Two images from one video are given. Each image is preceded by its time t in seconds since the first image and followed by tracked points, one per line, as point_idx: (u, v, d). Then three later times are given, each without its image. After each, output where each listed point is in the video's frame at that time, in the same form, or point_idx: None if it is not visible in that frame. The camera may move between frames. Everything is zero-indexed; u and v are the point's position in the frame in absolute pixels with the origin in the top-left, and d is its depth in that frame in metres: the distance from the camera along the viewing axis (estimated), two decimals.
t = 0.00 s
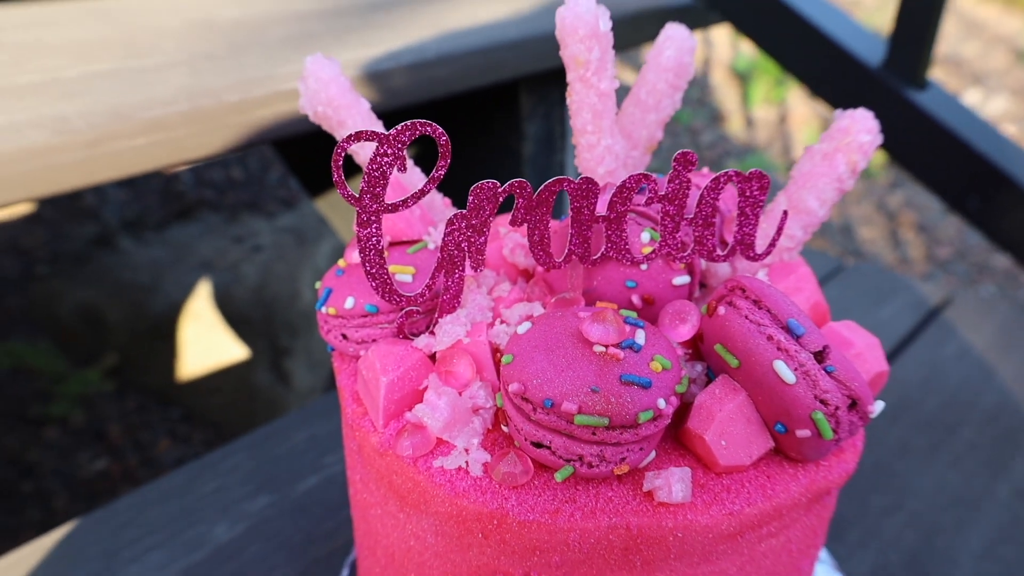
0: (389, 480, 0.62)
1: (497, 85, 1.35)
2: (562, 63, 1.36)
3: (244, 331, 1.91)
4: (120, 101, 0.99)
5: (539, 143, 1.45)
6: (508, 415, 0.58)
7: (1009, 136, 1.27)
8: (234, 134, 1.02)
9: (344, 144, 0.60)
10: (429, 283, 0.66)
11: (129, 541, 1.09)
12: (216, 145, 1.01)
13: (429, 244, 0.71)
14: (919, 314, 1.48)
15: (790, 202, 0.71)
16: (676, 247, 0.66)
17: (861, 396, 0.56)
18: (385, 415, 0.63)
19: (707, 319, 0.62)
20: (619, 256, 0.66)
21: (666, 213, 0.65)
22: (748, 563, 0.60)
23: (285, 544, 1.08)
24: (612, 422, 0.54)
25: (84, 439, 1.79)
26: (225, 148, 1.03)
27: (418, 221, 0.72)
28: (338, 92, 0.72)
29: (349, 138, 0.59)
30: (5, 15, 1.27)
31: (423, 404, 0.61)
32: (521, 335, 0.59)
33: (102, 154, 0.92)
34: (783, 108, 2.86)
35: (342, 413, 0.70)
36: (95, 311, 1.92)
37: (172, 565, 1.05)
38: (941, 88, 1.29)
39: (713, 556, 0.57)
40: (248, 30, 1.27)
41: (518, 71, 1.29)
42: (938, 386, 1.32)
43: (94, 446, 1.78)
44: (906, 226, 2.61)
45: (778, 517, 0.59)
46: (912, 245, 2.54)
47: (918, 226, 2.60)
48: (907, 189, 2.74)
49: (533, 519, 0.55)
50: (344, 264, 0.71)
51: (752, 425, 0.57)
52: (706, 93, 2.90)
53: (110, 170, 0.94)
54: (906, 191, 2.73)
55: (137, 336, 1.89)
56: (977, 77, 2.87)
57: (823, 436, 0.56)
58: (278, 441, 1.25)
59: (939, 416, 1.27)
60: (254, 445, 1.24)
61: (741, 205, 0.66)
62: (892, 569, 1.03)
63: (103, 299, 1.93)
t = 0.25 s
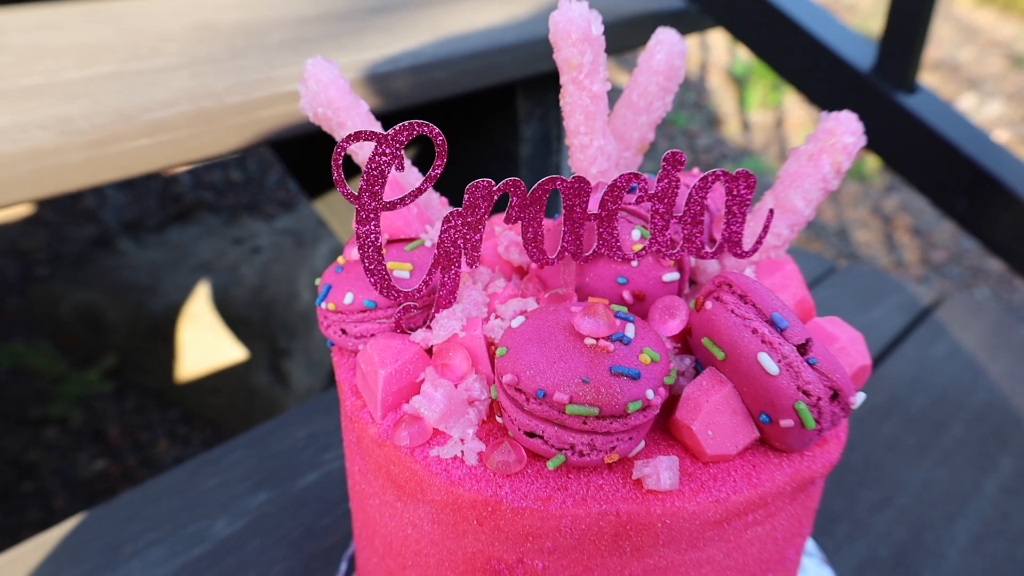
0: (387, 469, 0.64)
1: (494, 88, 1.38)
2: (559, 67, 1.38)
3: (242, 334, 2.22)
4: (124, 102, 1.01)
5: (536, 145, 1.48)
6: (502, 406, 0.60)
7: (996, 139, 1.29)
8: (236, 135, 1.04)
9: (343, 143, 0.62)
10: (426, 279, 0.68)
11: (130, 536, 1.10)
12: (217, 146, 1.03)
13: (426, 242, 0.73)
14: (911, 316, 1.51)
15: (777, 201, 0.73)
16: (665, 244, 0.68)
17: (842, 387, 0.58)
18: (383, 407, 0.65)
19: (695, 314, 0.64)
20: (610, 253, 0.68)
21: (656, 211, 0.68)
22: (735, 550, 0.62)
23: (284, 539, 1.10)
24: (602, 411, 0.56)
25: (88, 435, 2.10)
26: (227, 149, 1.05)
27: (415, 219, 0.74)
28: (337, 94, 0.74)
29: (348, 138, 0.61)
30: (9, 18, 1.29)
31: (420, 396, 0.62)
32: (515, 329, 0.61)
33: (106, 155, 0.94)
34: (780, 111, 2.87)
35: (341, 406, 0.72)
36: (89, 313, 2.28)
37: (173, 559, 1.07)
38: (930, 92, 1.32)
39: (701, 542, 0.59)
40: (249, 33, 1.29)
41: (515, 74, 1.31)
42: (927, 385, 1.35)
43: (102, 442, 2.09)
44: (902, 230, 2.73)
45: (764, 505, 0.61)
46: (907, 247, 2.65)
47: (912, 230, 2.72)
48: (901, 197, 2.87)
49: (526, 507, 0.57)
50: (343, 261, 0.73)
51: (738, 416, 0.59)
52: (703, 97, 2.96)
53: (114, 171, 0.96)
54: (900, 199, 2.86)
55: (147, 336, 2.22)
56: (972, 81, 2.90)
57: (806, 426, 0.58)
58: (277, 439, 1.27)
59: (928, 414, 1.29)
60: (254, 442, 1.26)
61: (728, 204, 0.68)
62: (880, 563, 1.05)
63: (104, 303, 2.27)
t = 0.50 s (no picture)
0: (389, 455, 0.66)
1: (493, 89, 1.40)
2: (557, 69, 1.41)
3: (242, 334, 2.29)
4: (130, 102, 1.03)
5: (534, 145, 1.50)
6: (501, 393, 0.62)
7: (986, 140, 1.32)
8: (240, 134, 1.06)
9: (348, 140, 0.64)
10: (427, 272, 0.70)
11: (134, 529, 1.12)
12: (220, 144, 1.06)
13: (428, 237, 0.75)
14: (903, 315, 1.53)
15: (768, 197, 0.75)
16: (659, 239, 0.70)
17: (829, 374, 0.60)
18: (386, 395, 0.67)
19: (688, 306, 0.66)
20: (606, 247, 0.70)
21: (651, 207, 0.70)
22: (726, 534, 0.64)
23: (286, 532, 1.11)
24: (597, 397, 0.58)
25: (88, 435, 2.13)
26: (231, 148, 1.07)
27: (416, 215, 0.77)
28: (341, 93, 0.76)
29: (353, 134, 0.63)
30: (15, 20, 1.31)
31: (422, 384, 0.65)
32: (514, 319, 0.63)
33: (112, 154, 0.96)
34: (776, 114, 2.89)
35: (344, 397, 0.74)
36: (88, 314, 2.33)
37: (177, 551, 1.09)
38: (921, 94, 1.34)
39: (693, 525, 0.61)
40: (252, 35, 1.31)
41: (514, 75, 1.34)
42: (919, 382, 1.37)
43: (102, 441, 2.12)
44: (899, 234, 2.76)
45: (754, 490, 0.63)
46: (904, 251, 2.68)
47: (908, 234, 2.76)
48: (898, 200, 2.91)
49: (524, 489, 0.59)
50: (347, 255, 0.75)
51: (729, 403, 0.61)
52: (700, 101, 2.99)
53: (120, 169, 0.97)
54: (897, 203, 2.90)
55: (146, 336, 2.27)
56: (966, 86, 2.93)
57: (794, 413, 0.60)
58: (278, 434, 1.29)
59: (919, 410, 1.32)
60: (256, 438, 1.28)
61: (720, 200, 0.71)
62: (872, 555, 1.07)
63: (104, 304, 2.32)
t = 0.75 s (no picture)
0: (400, 428, 0.68)
1: (496, 81, 1.43)
2: (559, 61, 1.43)
3: (244, 327, 2.34)
4: (143, 92, 1.05)
5: (536, 137, 1.52)
6: (508, 366, 0.64)
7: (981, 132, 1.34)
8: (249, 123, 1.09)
9: (360, 124, 0.66)
10: (436, 252, 0.73)
11: (145, 510, 1.14)
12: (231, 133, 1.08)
13: (435, 219, 0.77)
14: (899, 305, 1.55)
15: (766, 182, 0.78)
16: (660, 221, 0.73)
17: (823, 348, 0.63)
18: (396, 370, 0.69)
19: (688, 284, 0.69)
20: (609, 229, 0.73)
21: (652, 190, 0.72)
22: (724, 503, 0.66)
23: (294, 512, 1.14)
24: (601, 369, 0.60)
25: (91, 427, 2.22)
26: (241, 137, 1.09)
27: (424, 199, 0.79)
28: (352, 80, 0.79)
29: (365, 118, 0.66)
30: (26, 12, 1.33)
31: (431, 358, 0.67)
32: (520, 296, 0.66)
33: (126, 141, 0.98)
34: (776, 110, 2.91)
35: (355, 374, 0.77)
36: (89, 306, 2.37)
37: (188, 530, 1.11)
38: (918, 87, 1.37)
39: (692, 494, 0.64)
40: (259, 27, 1.33)
41: (517, 68, 1.36)
42: (914, 370, 1.40)
43: (107, 432, 2.20)
44: (898, 229, 2.79)
45: (751, 461, 0.65)
46: (903, 246, 2.71)
47: (907, 229, 2.78)
48: (897, 196, 2.94)
49: (530, 458, 0.61)
50: (357, 237, 0.77)
51: (727, 376, 0.64)
52: (700, 97, 3.02)
53: (134, 156, 0.99)
54: (896, 198, 2.93)
55: (147, 329, 2.31)
56: (965, 83, 2.95)
57: (790, 385, 0.63)
58: (285, 419, 1.31)
59: (914, 397, 1.34)
60: (263, 422, 1.30)
61: (719, 183, 0.73)
62: (866, 534, 1.10)
63: (106, 297, 2.36)
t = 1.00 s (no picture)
0: (412, 396, 0.71)
1: (502, 68, 1.45)
2: (563, 48, 1.45)
3: (250, 315, 2.37)
4: (157, 74, 1.07)
5: (540, 124, 1.55)
6: (518, 335, 0.67)
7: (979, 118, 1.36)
8: (261, 106, 1.11)
9: (375, 101, 0.68)
10: (447, 227, 0.75)
11: (160, 484, 1.17)
12: (243, 115, 1.10)
13: (446, 196, 0.80)
14: (898, 291, 1.58)
15: (767, 160, 0.80)
16: (664, 197, 0.75)
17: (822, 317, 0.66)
18: (409, 340, 0.72)
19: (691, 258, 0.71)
20: (615, 205, 0.75)
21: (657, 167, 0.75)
22: (726, 468, 0.69)
23: (305, 487, 1.17)
24: (607, 336, 0.63)
25: (100, 413, 2.28)
26: (253, 119, 1.11)
27: (436, 176, 0.82)
28: (365, 61, 0.81)
29: (380, 95, 0.68)
30: None
31: (444, 328, 0.69)
32: (529, 268, 0.68)
33: (143, 123, 1.01)
34: (777, 103, 2.92)
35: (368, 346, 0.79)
36: (97, 295, 2.37)
37: (202, 504, 1.14)
38: (918, 74, 1.39)
39: (695, 458, 0.67)
40: (268, 14, 1.35)
41: (522, 55, 1.39)
42: (911, 353, 1.42)
43: (115, 418, 2.27)
44: (899, 221, 2.81)
45: (751, 426, 0.68)
46: (903, 238, 2.73)
47: (908, 221, 2.80)
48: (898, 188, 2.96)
49: (540, 422, 0.64)
50: (370, 213, 0.80)
51: (729, 345, 0.66)
52: (702, 88, 3.03)
53: (152, 137, 1.03)
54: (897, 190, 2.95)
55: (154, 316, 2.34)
56: (967, 75, 2.97)
57: (789, 353, 0.65)
58: (294, 398, 1.34)
59: (911, 379, 1.37)
60: (273, 400, 1.33)
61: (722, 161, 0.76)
62: (863, 510, 1.13)
63: (112, 286, 2.37)
